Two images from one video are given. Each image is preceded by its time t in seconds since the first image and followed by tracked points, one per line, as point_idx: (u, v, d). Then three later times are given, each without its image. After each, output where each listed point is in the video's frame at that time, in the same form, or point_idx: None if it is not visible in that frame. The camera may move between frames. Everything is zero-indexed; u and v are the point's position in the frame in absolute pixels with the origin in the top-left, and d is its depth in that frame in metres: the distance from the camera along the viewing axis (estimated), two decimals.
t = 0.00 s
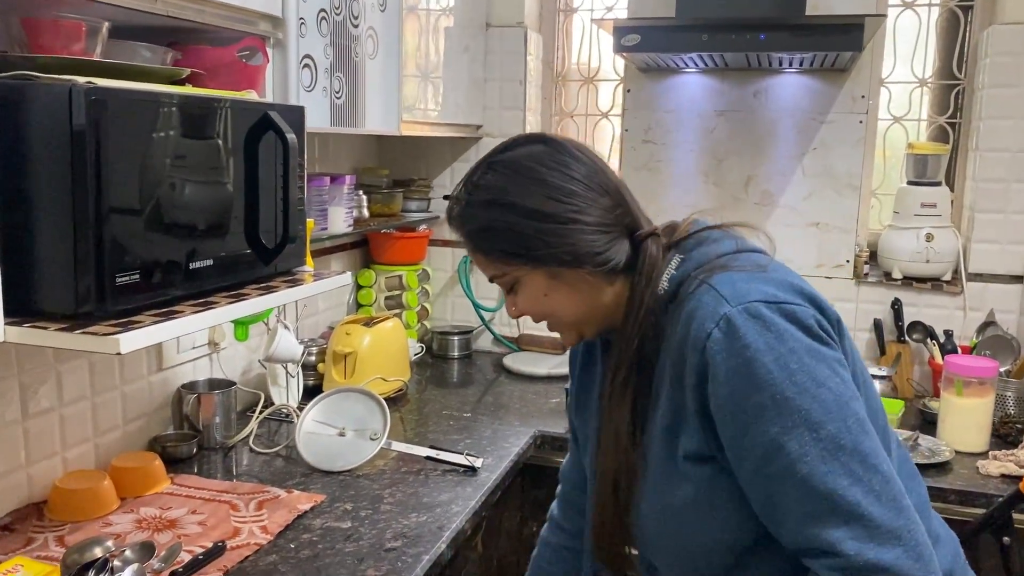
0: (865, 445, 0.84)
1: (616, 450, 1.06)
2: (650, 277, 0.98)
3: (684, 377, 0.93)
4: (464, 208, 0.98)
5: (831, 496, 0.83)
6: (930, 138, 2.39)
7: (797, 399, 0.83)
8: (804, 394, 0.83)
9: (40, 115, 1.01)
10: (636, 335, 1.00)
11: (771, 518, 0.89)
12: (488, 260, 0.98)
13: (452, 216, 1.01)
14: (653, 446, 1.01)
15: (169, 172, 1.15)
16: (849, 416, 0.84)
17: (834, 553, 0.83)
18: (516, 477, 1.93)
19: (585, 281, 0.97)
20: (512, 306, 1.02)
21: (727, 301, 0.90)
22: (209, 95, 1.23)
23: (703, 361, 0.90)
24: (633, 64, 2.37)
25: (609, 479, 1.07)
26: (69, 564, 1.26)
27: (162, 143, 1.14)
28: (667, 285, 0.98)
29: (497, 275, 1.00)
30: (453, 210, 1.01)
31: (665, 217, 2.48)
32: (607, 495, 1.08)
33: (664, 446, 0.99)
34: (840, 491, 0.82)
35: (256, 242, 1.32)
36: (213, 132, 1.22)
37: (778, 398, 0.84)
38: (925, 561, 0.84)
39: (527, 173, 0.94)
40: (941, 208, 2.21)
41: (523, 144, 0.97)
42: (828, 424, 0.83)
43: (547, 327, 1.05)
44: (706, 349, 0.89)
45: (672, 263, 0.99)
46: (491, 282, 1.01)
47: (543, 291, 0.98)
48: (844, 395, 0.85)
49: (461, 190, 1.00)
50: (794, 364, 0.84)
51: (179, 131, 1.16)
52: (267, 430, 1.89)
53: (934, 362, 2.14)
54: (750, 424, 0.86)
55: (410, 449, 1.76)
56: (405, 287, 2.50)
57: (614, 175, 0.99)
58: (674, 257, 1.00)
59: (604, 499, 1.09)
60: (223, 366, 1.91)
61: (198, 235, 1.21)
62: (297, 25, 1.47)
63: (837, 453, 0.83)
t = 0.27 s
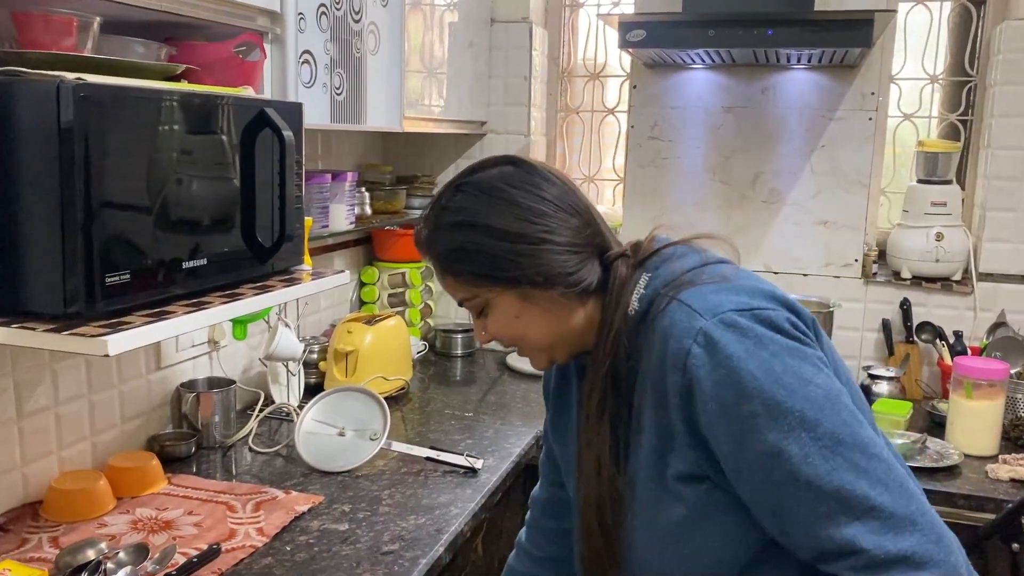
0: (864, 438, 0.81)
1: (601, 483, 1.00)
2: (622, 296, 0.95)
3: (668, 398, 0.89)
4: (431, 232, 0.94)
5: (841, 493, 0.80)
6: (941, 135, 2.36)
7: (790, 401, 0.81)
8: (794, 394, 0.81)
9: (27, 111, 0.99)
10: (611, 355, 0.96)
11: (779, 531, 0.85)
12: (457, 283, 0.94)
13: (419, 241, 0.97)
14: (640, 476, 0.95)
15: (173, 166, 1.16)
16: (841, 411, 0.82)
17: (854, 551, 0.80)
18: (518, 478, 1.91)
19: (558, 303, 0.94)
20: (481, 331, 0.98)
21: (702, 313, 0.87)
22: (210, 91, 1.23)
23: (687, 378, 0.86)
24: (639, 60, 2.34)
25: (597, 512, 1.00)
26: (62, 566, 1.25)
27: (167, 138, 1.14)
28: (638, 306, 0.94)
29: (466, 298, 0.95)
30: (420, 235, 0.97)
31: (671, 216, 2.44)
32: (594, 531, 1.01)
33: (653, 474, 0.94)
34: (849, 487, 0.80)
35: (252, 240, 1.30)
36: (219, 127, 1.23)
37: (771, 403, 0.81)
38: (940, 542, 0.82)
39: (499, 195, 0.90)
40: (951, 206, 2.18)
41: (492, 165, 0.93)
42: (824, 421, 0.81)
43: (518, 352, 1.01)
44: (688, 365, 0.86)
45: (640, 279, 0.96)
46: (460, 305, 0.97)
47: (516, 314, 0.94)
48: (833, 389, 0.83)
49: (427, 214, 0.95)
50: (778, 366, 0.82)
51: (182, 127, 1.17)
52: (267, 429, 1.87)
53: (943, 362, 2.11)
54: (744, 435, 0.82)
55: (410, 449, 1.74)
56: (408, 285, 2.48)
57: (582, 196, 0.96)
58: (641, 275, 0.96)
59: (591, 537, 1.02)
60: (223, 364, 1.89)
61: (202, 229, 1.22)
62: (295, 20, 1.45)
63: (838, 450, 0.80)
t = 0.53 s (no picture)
0: (836, 426, 0.80)
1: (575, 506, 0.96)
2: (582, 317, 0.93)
3: (639, 407, 0.86)
4: (391, 251, 0.92)
5: (822, 483, 0.78)
6: (946, 130, 2.32)
7: (757, 397, 0.79)
8: (761, 389, 0.79)
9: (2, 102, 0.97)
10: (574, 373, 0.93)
11: (766, 532, 0.82)
12: (415, 303, 0.92)
13: (378, 261, 0.95)
14: (616, 492, 0.92)
15: (160, 158, 1.15)
16: (811, 401, 0.80)
17: (844, 539, 0.78)
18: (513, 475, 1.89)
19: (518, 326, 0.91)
20: (438, 353, 0.95)
21: (663, 319, 0.85)
22: (197, 83, 1.21)
23: (655, 387, 0.84)
24: (639, 53, 2.32)
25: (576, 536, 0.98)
26: (45, 564, 1.23)
27: (169, 131, 1.16)
28: (598, 322, 0.92)
29: (424, 319, 0.93)
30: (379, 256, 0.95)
31: (670, 212, 2.42)
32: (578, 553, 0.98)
33: (632, 489, 0.90)
34: (828, 476, 0.77)
35: (236, 234, 1.29)
36: (210, 120, 1.23)
37: (740, 400, 0.79)
38: (925, 522, 0.80)
39: (462, 214, 0.88)
40: (956, 202, 2.14)
41: (455, 184, 0.92)
42: (794, 413, 0.79)
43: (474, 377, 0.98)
44: (655, 373, 0.84)
45: (598, 294, 0.93)
46: (418, 325, 0.94)
47: (475, 335, 0.92)
48: (799, 380, 0.81)
49: (388, 233, 0.93)
50: (740, 364, 0.80)
51: (167, 120, 1.16)
52: (261, 425, 1.85)
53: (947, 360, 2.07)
54: (716, 437, 0.80)
55: (403, 446, 1.72)
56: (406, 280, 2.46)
57: (545, 218, 0.94)
58: (598, 293, 0.93)
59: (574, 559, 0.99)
60: (216, 360, 1.87)
61: (196, 223, 1.22)
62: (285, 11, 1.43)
63: (813, 440, 0.78)
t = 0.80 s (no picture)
0: (847, 420, 0.77)
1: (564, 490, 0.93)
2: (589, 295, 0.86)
3: (646, 390, 0.83)
4: (394, 207, 0.84)
5: (831, 476, 0.75)
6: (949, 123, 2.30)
7: (770, 385, 0.76)
8: (773, 376, 0.76)
9: None
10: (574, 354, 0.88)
11: (768, 524, 0.79)
12: (414, 264, 0.85)
13: (378, 216, 0.88)
14: (610, 478, 0.89)
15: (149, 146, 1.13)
16: (824, 392, 0.77)
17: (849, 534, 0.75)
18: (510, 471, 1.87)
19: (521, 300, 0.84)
20: (432, 320, 0.88)
21: (677, 299, 0.82)
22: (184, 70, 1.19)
23: (665, 369, 0.81)
24: (638, 45, 2.29)
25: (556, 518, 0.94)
26: (31, 560, 1.22)
27: (169, 126, 1.16)
28: (604, 298, 0.88)
29: (420, 283, 0.85)
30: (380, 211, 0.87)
31: (671, 206, 2.39)
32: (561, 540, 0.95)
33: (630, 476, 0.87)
34: (838, 469, 0.75)
35: (226, 227, 1.27)
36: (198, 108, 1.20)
37: (752, 387, 0.76)
38: (931, 520, 0.78)
39: (475, 178, 0.81)
40: (958, 196, 2.12)
41: (469, 144, 0.84)
42: (807, 403, 0.76)
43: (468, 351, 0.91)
44: (667, 357, 0.80)
45: (608, 271, 0.89)
46: (413, 288, 0.87)
47: (474, 305, 0.84)
48: (812, 370, 0.78)
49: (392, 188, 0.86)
50: (755, 350, 0.77)
51: (153, 107, 1.13)
52: (255, 420, 1.84)
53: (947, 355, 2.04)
54: (725, 425, 0.77)
55: (397, 442, 1.71)
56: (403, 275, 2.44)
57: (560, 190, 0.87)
58: (607, 272, 0.89)
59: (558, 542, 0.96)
60: (210, 354, 1.86)
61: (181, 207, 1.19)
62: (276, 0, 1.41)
63: (823, 432, 0.75)
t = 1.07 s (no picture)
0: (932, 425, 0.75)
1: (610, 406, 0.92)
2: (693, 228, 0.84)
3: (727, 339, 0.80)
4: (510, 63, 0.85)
5: (899, 473, 0.72)
6: (956, 118, 2.27)
7: (869, 367, 0.73)
8: (873, 362, 0.73)
9: None
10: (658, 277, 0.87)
11: (812, 502, 0.77)
12: (513, 130, 0.85)
13: (489, 69, 0.89)
14: (662, 412, 0.87)
15: (144, 137, 1.11)
16: (914, 389, 0.74)
17: (895, 535, 0.73)
18: (512, 470, 1.85)
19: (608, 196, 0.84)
20: (509, 196, 0.89)
21: (791, 258, 0.78)
22: (181, 64, 1.17)
23: (759, 324, 0.77)
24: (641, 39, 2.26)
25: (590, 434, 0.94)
26: (25, 562, 1.19)
27: (168, 122, 1.14)
28: (714, 229, 0.85)
29: (509, 152, 0.86)
30: (494, 64, 0.88)
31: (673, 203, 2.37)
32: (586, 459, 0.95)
33: (685, 419, 0.86)
34: (911, 469, 0.72)
35: (224, 223, 1.24)
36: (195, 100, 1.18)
37: (848, 365, 0.73)
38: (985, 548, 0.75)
39: (600, 56, 0.81)
40: (966, 191, 2.10)
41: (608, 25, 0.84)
42: (898, 396, 0.73)
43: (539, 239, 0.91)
44: (763, 312, 0.77)
45: (719, 208, 0.86)
46: (501, 157, 0.88)
47: (560, 192, 0.85)
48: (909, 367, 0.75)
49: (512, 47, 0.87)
50: (862, 331, 0.74)
51: (150, 100, 1.11)
52: (254, 419, 1.81)
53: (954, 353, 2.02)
54: (809, 396, 0.74)
55: (398, 441, 1.68)
56: (404, 272, 2.42)
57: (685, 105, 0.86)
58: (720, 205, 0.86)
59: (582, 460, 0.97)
60: (209, 353, 1.83)
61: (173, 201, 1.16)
62: None
63: (906, 430, 0.73)
